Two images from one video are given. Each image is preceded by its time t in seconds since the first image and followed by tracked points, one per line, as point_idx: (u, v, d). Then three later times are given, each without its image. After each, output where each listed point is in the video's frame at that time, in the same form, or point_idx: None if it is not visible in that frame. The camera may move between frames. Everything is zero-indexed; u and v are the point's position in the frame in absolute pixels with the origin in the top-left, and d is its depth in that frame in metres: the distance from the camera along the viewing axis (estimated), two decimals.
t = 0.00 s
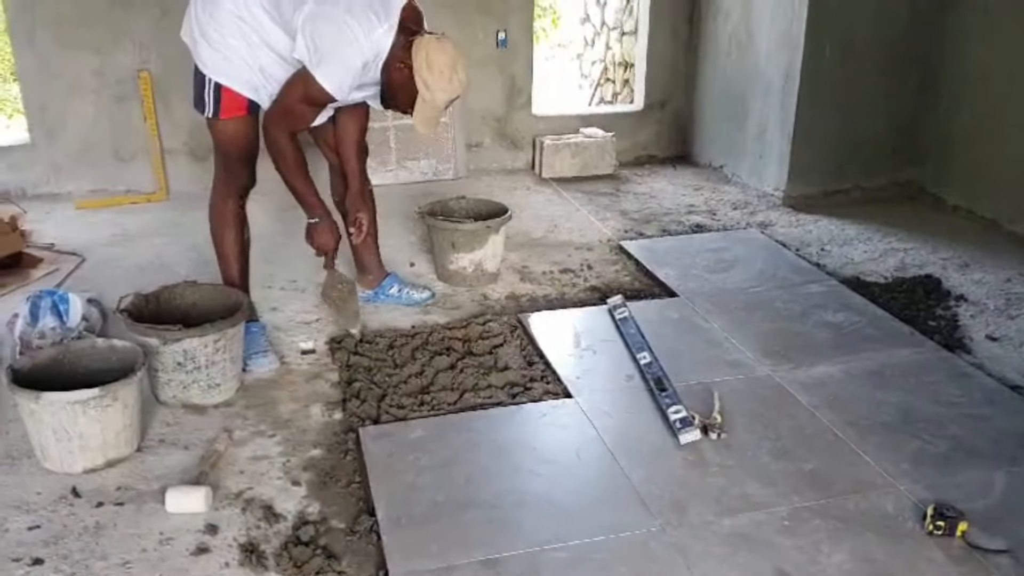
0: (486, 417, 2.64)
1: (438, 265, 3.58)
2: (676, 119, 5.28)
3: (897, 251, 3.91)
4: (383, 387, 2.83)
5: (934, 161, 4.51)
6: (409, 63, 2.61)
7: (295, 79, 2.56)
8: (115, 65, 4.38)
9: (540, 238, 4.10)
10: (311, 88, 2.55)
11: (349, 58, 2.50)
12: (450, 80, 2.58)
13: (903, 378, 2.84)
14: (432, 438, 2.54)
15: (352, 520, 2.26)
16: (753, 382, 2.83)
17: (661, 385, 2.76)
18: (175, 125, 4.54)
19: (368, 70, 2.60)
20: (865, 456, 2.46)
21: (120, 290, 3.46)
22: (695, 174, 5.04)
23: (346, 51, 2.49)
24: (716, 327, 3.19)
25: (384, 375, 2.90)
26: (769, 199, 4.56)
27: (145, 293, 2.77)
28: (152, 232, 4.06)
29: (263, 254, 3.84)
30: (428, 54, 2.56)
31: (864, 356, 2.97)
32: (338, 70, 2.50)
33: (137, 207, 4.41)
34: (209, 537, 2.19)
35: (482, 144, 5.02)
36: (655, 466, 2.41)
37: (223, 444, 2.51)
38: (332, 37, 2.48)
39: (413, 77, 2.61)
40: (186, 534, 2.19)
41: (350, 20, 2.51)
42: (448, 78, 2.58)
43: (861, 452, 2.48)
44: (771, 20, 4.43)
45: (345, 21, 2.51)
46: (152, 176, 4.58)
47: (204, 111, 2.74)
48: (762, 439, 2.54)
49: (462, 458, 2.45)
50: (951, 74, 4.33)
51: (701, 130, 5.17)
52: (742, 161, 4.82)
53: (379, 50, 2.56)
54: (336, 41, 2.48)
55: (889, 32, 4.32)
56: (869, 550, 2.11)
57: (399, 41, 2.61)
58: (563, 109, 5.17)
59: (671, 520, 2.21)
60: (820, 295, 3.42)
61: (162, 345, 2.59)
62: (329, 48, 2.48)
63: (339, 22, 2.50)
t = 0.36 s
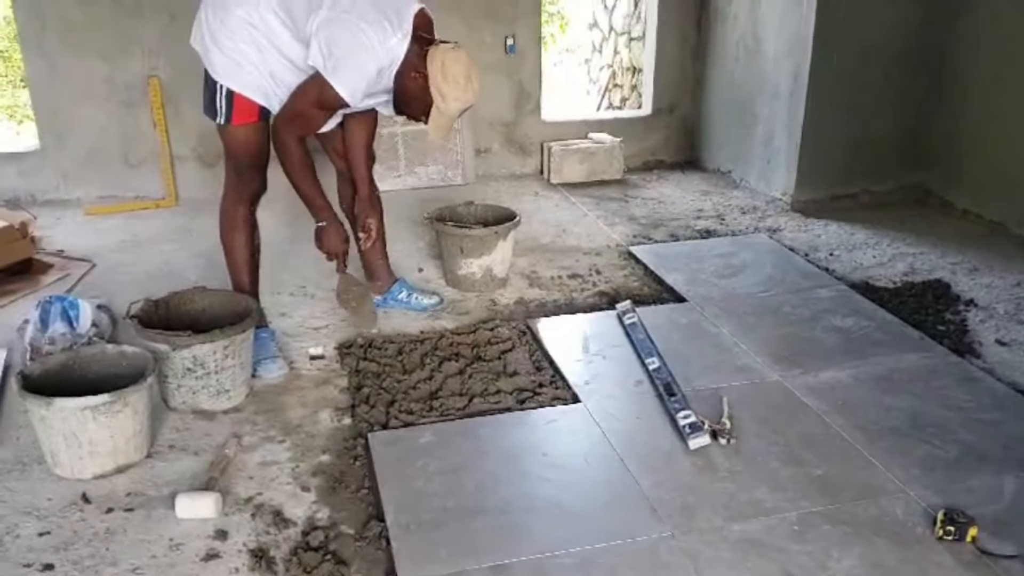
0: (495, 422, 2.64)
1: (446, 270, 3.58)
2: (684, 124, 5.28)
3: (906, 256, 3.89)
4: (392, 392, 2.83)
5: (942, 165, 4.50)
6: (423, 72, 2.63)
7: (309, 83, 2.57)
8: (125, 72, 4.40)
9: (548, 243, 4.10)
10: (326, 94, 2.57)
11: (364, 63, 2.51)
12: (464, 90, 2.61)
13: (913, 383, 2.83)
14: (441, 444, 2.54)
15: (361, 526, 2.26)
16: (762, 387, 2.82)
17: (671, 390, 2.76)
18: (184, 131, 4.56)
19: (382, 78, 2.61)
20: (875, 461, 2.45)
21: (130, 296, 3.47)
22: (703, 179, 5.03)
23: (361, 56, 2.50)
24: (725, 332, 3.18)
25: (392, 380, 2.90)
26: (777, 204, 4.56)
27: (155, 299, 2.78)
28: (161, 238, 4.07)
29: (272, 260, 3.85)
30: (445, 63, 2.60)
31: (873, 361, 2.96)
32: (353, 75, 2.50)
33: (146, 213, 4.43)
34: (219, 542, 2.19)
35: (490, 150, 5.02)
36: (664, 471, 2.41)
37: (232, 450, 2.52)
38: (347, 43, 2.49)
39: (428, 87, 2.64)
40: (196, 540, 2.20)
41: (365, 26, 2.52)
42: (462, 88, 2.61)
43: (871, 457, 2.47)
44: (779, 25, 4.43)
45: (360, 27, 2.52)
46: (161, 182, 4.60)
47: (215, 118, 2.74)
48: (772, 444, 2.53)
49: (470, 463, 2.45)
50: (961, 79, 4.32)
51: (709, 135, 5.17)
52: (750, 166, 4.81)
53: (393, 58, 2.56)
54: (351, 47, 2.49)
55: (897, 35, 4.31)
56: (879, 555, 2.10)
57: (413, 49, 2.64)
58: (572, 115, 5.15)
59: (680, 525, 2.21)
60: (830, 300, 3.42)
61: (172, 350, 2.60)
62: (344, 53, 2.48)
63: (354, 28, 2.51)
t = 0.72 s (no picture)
0: (500, 422, 2.64)
1: (451, 270, 3.58)
2: (689, 123, 5.27)
3: (913, 255, 3.88)
4: (397, 392, 2.83)
5: (948, 165, 4.49)
6: (437, 69, 2.65)
7: (321, 83, 2.56)
8: (130, 72, 4.41)
9: (553, 243, 4.09)
10: (336, 92, 2.56)
11: (376, 60, 2.51)
12: (480, 82, 2.66)
13: (920, 383, 2.82)
14: (447, 444, 2.54)
15: (367, 526, 2.26)
16: (768, 387, 2.81)
17: (676, 390, 2.75)
18: (189, 131, 4.56)
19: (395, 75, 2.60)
20: (882, 461, 2.44)
21: (136, 296, 3.48)
22: (708, 179, 5.03)
23: (373, 54, 2.50)
24: (731, 332, 3.18)
25: (398, 380, 2.90)
26: (783, 204, 4.55)
27: (160, 299, 2.78)
28: (167, 239, 4.08)
29: (278, 260, 3.85)
30: (457, 58, 2.64)
31: (880, 361, 2.96)
32: (365, 73, 2.50)
33: (151, 213, 4.43)
34: (225, 542, 2.19)
35: (495, 150, 5.02)
36: (670, 471, 2.41)
37: (238, 450, 2.52)
38: (359, 41, 2.49)
39: (444, 83, 2.67)
40: (202, 540, 2.20)
41: (376, 24, 2.52)
42: (478, 80, 2.66)
43: (877, 457, 2.46)
44: (785, 25, 4.42)
45: (370, 25, 2.51)
46: (167, 182, 4.61)
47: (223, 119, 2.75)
48: (778, 444, 2.52)
49: (476, 463, 2.45)
50: (967, 78, 4.31)
51: (714, 135, 5.16)
52: (756, 166, 4.80)
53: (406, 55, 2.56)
54: (362, 45, 2.49)
55: (902, 33, 4.30)
56: (886, 555, 2.10)
57: (424, 48, 2.62)
58: (576, 114, 5.18)
59: (686, 525, 2.20)
60: (836, 300, 3.41)
61: (178, 350, 2.60)
62: (355, 51, 2.48)
63: (365, 26, 2.51)
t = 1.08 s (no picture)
0: (504, 425, 2.64)
1: (455, 272, 3.58)
2: (695, 127, 5.26)
3: (918, 261, 3.87)
4: (401, 394, 2.83)
5: (954, 171, 4.48)
6: (452, 62, 2.72)
7: (341, 81, 2.53)
8: (136, 72, 4.41)
9: (558, 246, 4.09)
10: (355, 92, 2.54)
11: (394, 54, 2.49)
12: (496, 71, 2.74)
13: (925, 389, 2.81)
14: (449, 446, 2.54)
15: (369, 528, 2.26)
16: (772, 392, 2.80)
17: (681, 394, 2.75)
18: (195, 132, 4.57)
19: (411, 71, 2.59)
20: (886, 467, 2.44)
21: (140, 296, 3.48)
22: (713, 183, 5.02)
23: (391, 48, 2.48)
24: (735, 336, 3.17)
25: (402, 382, 2.90)
26: (788, 208, 4.54)
27: (165, 299, 2.79)
28: (172, 239, 4.08)
29: (282, 261, 3.86)
30: (471, 48, 2.82)
31: (884, 367, 2.95)
32: (384, 67, 2.48)
33: (157, 213, 4.44)
34: (227, 543, 2.19)
35: (500, 152, 5.02)
36: (673, 475, 2.40)
37: (241, 451, 2.52)
38: (377, 38, 2.47)
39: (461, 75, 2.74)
40: (204, 540, 2.20)
41: (391, 19, 2.50)
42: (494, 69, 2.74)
43: (881, 463, 2.45)
44: (790, 29, 4.42)
45: (386, 20, 2.50)
46: (172, 182, 4.61)
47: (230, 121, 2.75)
48: (782, 450, 2.51)
49: (479, 466, 2.44)
50: (973, 84, 4.30)
51: (719, 139, 5.15)
52: (761, 170, 4.80)
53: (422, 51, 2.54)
54: (380, 40, 2.47)
55: (908, 38, 4.29)
56: (890, 562, 2.09)
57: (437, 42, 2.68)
58: (581, 118, 5.21)
59: (689, 531, 2.20)
60: (841, 305, 3.40)
61: (182, 350, 2.60)
62: (373, 48, 2.46)
63: (381, 22, 2.49)
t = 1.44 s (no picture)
0: (507, 433, 2.64)
1: (459, 280, 3.59)
2: (699, 136, 5.27)
3: (922, 271, 3.87)
4: (404, 402, 2.83)
5: (958, 181, 4.48)
6: (471, 53, 2.72)
7: (378, 97, 2.58)
8: (142, 80, 4.43)
9: (561, 254, 4.09)
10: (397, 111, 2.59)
11: (414, 54, 2.49)
12: (514, 62, 2.69)
13: (928, 399, 2.80)
14: (452, 454, 2.54)
15: (372, 536, 2.26)
16: (775, 402, 2.80)
17: (684, 403, 2.74)
18: (201, 140, 4.58)
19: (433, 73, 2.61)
20: (889, 477, 2.43)
21: (145, 303, 3.49)
22: (717, 192, 5.03)
23: (412, 48, 2.48)
24: (739, 346, 3.17)
25: (405, 390, 2.90)
26: (792, 218, 4.54)
27: (169, 306, 2.79)
28: (177, 246, 4.09)
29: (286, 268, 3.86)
30: (490, 41, 2.68)
31: (888, 377, 2.94)
32: (407, 69, 2.48)
33: (162, 220, 4.45)
34: (229, 550, 2.19)
35: (504, 161, 5.03)
36: (676, 485, 2.40)
37: (244, 458, 2.52)
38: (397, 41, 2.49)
39: (479, 66, 2.72)
40: (207, 547, 2.20)
41: (409, 19, 2.50)
42: (512, 60, 2.69)
43: (884, 474, 2.45)
44: (794, 38, 4.43)
45: (404, 21, 2.50)
46: (177, 190, 4.63)
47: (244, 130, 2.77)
48: (785, 459, 2.51)
49: (482, 474, 2.44)
50: (977, 94, 4.30)
51: (723, 148, 5.16)
52: (765, 180, 4.80)
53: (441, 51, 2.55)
54: (399, 41, 2.48)
55: (913, 48, 4.30)
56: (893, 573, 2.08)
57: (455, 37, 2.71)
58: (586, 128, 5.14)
59: (692, 540, 2.19)
60: (844, 315, 3.40)
61: (186, 357, 2.60)
62: (394, 50, 2.47)
63: (398, 24, 2.50)
